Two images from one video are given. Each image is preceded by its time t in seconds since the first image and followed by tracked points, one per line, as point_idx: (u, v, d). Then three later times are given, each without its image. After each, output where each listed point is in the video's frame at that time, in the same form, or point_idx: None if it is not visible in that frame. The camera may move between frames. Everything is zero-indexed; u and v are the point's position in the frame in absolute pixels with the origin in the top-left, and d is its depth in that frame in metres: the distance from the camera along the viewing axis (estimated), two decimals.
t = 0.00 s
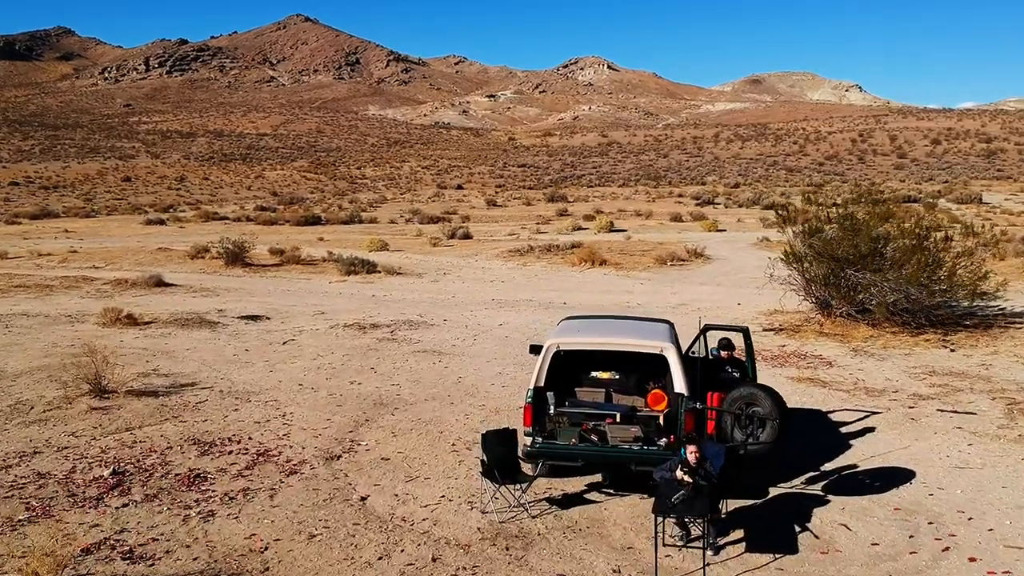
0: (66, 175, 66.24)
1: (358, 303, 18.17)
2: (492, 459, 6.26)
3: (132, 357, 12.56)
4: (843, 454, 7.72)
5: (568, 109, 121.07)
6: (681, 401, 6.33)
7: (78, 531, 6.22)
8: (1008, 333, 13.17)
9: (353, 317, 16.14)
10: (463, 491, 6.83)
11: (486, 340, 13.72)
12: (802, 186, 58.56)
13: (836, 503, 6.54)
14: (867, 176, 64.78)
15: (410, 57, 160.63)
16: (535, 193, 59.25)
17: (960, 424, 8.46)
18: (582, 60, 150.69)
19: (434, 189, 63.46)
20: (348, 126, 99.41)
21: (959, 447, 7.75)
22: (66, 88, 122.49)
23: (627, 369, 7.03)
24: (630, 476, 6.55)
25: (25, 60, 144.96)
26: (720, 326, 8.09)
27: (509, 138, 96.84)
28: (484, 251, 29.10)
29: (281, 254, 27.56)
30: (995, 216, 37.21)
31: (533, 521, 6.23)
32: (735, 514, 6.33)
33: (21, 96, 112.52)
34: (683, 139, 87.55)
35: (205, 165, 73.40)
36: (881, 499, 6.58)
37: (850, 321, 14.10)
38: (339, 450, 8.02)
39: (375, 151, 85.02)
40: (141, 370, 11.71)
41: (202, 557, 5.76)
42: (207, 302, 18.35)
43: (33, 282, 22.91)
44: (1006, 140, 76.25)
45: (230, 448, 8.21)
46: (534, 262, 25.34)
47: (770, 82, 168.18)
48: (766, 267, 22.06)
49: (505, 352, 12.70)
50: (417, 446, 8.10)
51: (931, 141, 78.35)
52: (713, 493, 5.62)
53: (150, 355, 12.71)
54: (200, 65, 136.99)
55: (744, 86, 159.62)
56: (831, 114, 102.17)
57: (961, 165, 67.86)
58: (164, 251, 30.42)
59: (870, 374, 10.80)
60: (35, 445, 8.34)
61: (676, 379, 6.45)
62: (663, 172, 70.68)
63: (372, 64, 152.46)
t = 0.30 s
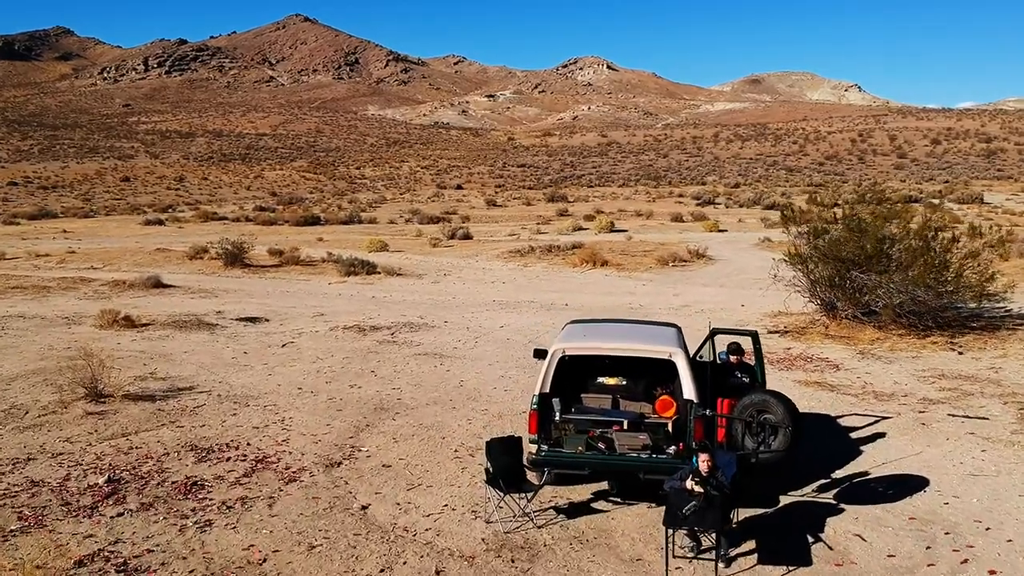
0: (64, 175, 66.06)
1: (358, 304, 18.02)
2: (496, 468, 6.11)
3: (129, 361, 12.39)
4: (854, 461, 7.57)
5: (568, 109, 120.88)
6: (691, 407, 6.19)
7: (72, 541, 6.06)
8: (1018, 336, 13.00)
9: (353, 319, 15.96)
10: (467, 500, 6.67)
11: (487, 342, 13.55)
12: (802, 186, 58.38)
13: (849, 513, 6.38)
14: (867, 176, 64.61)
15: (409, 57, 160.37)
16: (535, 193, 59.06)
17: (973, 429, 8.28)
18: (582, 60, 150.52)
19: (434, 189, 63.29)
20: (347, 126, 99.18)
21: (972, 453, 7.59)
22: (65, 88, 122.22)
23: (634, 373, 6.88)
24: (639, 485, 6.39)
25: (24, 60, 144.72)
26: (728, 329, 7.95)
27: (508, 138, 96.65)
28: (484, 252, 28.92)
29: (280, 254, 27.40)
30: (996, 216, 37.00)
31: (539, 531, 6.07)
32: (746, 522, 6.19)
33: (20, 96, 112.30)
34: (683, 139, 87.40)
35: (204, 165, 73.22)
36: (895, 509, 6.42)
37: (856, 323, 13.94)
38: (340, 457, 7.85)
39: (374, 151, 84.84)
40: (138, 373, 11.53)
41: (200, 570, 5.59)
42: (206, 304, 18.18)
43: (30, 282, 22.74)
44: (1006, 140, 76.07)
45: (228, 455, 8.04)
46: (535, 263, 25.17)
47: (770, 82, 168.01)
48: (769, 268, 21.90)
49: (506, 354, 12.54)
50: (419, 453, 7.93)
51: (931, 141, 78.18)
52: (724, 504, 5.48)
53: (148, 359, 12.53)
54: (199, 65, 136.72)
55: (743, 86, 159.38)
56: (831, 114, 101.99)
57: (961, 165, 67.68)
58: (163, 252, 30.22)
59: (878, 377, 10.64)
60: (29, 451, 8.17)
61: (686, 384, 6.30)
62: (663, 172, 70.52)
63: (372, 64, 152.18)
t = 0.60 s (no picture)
0: (63, 175, 65.83)
1: (357, 306, 17.84)
2: (499, 478, 5.92)
3: (124, 364, 12.20)
4: (864, 469, 7.39)
5: (567, 109, 120.67)
6: (699, 415, 6.03)
7: (62, 554, 5.88)
8: None
9: (352, 321, 15.77)
10: (468, 510, 6.49)
11: (488, 344, 13.37)
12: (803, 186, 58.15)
13: (862, 524, 6.21)
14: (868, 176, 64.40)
15: (408, 56, 160.05)
16: (535, 193, 58.82)
17: (985, 435, 8.11)
18: (581, 60, 150.31)
19: (433, 189, 63.06)
20: (346, 126, 98.96)
21: (985, 461, 7.42)
22: (64, 88, 121.93)
23: (639, 379, 6.67)
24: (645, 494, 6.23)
25: (23, 60, 144.43)
26: (736, 333, 7.76)
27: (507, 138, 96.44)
28: (484, 252, 28.71)
29: (279, 255, 27.19)
30: (997, 217, 36.81)
31: (543, 542, 5.89)
32: (756, 534, 6.03)
33: (18, 96, 112.00)
34: (683, 139, 87.20)
35: (203, 165, 72.97)
36: (908, 519, 6.25)
37: (861, 326, 13.76)
38: (338, 464, 7.68)
39: (373, 151, 84.61)
40: (133, 377, 11.34)
41: None
42: (203, 305, 17.98)
43: (27, 283, 22.54)
44: (1006, 139, 75.87)
45: (224, 462, 7.86)
46: (535, 264, 24.96)
47: (769, 82, 167.83)
48: (772, 269, 21.72)
49: (508, 357, 12.36)
50: (419, 460, 7.76)
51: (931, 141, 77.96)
52: (735, 516, 5.31)
53: (143, 362, 12.33)
54: (198, 65, 136.38)
55: (743, 86, 159.14)
56: (830, 113, 101.79)
57: (962, 165, 67.45)
58: (161, 252, 29.98)
59: (886, 381, 10.46)
60: (21, 458, 7.99)
61: (693, 391, 6.14)
62: (663, 172, 70.29)
63: (371, 63, 151.89)
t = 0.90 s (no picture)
0: (62, 175, 65.66)
1: (356, 308, 17.61)
2: (500, 491, 5.70)
3: (116, 368, 11.97)
4: (876, 480, 7.17)
5: (566, 109, 120.47)
6: (707, 426, 5.80)
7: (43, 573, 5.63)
8: None
9: (349, 324, 15.54)
10: (468, 525, 6.26)
11: (488, 348, 13.15)
12: (803, 186, 57.87)
13: (875, 538, 5.99)
14: (868, 176, 64.18)
15: (407, 56, 159.75)
16: (534, 193, 58.59)
17: (999, 444, 7.87)
18: (580, 60, 150.18)
19: (432, 189, 62.84)
20: (345, 126, 98.73)
21: (1001, 472, 7.20)
22: (63, 88, 121.65)
23: (645, 388, 6.45)
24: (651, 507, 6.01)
25: (22, 61, 144.18)
26: (742, 338, 7.55)
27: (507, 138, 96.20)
28: (484, 253, 28.46)
29: (277, 256, 26.96)
30: (1000, 217, 36.52)
31: (544, 559, 5.67)
32: (766, 549, 5.80)
33: (17, 96, 111.74)
34: (682, 139, 86.97)
35: (201, 165, 72.74)
36: (924, 533, 6.03)
37: (867, 329, 13.52)
38: (333, 475, 7.45)
39: (373, 151, 84.39)
40: (126, 382, 11.11)
41: None
42: (199, 308, 17.76)
43: (21, 285, 22.33)
44: (1006, 139, 75.63)
45: (216, 472, 7.63)
46: (536, 265, 24.73)
47: (768, 82, 167.60)
48: (773, 271, 21.52)
49: (508, 361, 12.13)
50: (417, 470, 7.54)
51: (931, 141, 77.72)
52: (746, 532, 5.10)
53: (136, 367, 12.11)
54: (197, 65, 136.08)
55: (742, 86, 158.85)
56: (830, 113, 101.53)
57: (962, 165, 67.20)
58: (158, 253, 29.74)
59: (894, 387, 10.25)
60: (7, 469, 7.76)
61: (701, 402, 5.92)
62: (663, 172, 70.07)
63: (370, 63, 151.68)
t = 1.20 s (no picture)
0: (60, 175, 65.38)
1: (353, 310, 17.33)
2: (499, 507, 5.44)
3: (107, 373, 11.71)
4: (889, 491, 6.90)
5: (565, 109, 120.18)
6: (714, 438, 5.56)
7: None
8: None
9: (346, 326, 15.26)
10: (465, 542, 5.98)
11: (487, 352, 12.89)
12: (803, 187, 57.58)
13: (890, 555, 5.72)
14: (868, 176, 63.93)
15: (406, 57, 159.43)
16: (534, 193, 58.30)
17: (1016, 454, 7.59)
18: (579, 60, 149.92)
19: (431, 189, 62.57)
20: (344, 126, 98.43)
21: (1019, 483, 6.92)
22: (61, 88, 121.36)
23: (649, 397, 6.19)
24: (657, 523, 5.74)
25: (21, 61, 143.93)
26: (751, 345, 7.30)
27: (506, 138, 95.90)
28: (483, 254, 28.17)
29: (274, 257, 26.67)
30: (1002, 217, 36.25)
31: None
32: (777, 567, 5.54)
33: (16, 96, 111.44)
34: (681, 139, 86.69)
35: (200, 165, 72.47)
36: (942, 549, 5.76)
37: (874, 332, 13.26)
38: (326, 487, 7.18)
39: (372, 151, 84.10)
40: (115, 388, 10.83)
41: None
42: (194, 310, 17.50)
43: (15, 287, 22.06)
44: (1006, 139, 75.38)
45: (205, 484, 7.36)
46: (535, 266, 24.48)
47: (767, 82, 167.38)
48: (775, 272, 21.26)
49: (507, 366, 11.86)
50: (413, 482, 7.27)
51: (931, 141, 77.46)
52: (759, 551, 4.84)
53: (128, 371, 11.84)
54: (196, 65, 135.77)
55: (742, 86, 158.55)
56: (830, 113, 101.28)
57: (962, 165, 66.93)
58: (154, 254, 29.47)
59: (904, 393, 9.98)
60: None
61: (710, 413, 5.66)
62: (662, 172, 69.82)
63: (370, 63, 151.33)
